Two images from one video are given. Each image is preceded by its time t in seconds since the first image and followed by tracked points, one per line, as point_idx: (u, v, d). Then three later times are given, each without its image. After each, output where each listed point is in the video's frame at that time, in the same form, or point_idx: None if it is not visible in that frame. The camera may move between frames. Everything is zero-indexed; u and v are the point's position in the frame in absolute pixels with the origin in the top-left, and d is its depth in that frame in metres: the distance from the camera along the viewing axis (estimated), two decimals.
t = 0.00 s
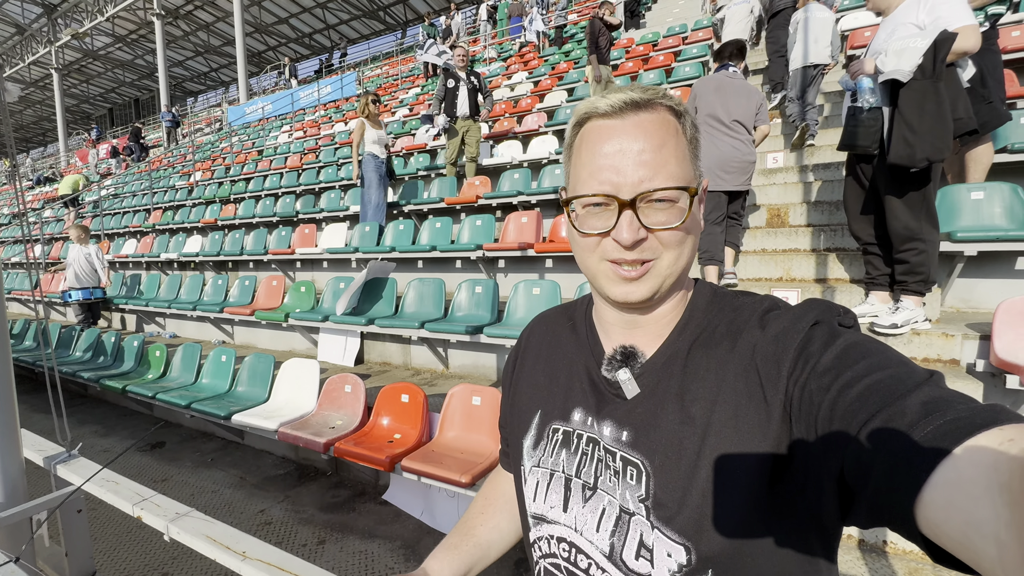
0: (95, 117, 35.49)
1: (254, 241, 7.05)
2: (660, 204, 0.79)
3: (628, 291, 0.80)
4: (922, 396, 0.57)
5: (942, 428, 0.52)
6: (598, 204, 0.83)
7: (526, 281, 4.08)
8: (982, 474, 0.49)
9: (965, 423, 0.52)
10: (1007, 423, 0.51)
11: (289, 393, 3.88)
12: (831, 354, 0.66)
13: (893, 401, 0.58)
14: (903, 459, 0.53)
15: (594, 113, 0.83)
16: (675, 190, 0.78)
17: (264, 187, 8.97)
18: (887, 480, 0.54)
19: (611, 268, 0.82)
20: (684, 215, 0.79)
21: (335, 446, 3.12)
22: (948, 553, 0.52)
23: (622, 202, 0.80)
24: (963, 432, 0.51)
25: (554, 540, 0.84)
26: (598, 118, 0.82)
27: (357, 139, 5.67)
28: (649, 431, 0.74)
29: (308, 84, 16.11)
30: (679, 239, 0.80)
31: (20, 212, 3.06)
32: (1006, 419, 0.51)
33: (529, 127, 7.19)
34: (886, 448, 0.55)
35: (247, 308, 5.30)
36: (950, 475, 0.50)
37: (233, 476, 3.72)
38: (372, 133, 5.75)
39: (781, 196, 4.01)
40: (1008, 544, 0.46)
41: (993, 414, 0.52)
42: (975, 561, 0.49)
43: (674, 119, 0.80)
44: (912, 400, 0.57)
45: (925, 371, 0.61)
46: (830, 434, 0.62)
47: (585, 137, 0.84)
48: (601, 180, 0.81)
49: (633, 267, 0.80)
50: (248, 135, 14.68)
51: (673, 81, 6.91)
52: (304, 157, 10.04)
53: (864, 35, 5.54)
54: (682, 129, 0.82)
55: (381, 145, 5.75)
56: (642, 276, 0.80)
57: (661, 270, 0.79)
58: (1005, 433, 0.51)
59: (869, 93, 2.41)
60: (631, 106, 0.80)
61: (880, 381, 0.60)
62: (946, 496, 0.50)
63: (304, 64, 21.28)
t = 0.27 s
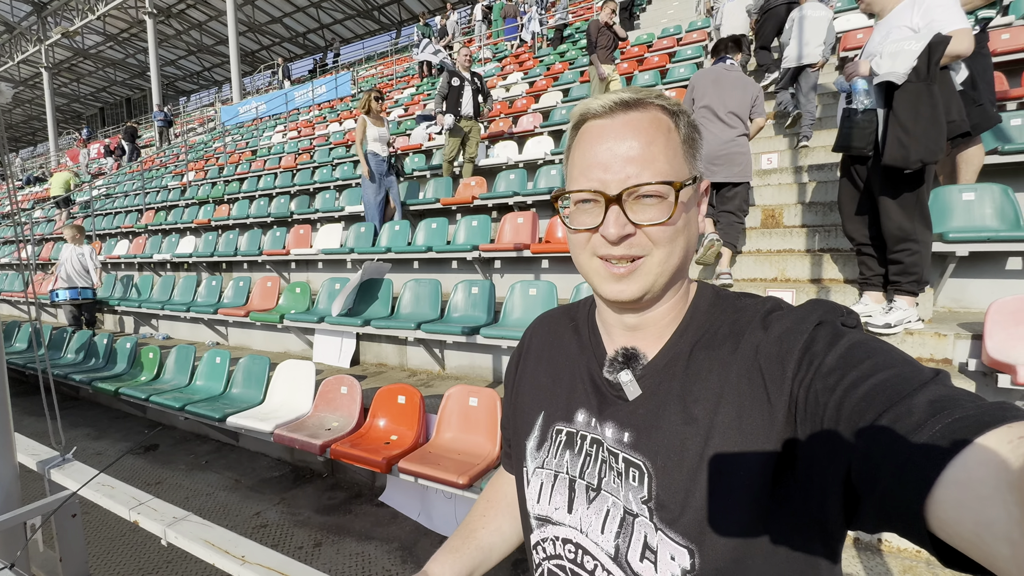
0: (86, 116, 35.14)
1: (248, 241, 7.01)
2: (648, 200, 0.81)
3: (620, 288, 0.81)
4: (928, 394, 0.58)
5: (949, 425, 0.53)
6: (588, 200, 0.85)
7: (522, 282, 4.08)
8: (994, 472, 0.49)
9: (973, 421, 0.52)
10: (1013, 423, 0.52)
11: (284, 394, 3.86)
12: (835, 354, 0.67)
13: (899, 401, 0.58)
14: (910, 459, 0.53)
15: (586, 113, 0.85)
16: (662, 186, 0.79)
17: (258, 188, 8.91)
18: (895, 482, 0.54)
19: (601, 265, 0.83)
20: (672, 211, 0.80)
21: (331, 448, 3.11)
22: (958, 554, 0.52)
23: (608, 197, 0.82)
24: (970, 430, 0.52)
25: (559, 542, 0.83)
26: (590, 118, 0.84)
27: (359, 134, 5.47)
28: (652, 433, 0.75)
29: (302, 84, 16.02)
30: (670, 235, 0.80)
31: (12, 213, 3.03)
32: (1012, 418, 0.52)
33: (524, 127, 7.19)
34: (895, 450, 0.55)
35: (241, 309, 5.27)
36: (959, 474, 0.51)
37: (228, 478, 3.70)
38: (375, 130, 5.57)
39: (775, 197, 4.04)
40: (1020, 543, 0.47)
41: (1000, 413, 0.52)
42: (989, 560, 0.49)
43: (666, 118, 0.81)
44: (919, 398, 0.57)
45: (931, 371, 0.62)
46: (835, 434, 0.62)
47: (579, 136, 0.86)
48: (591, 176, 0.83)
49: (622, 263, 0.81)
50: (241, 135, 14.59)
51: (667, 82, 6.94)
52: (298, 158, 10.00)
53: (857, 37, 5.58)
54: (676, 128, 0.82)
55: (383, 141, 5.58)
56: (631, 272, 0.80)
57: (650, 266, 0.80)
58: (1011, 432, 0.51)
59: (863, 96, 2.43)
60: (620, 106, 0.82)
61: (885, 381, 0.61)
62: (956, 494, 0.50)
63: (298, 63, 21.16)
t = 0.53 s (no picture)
0: (75, 114, 34.70)
1: (242, 241, 6.95)
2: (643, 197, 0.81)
3: (613, 285, 0.83)
4: (948, 385, 0.57)
5: (970, 418, 0.53)
6: (585, 195, 0.86)
7: (519, 281, 4.08)
8: (1015, 470, 0.48)
9: (996, 414, 0.52)
10: None
11: (279, 394, 3.83)
12: (849, 347, 0.67)
13: (917, 394, 0.58)
14: (931, 453, 0.53)
15: (592, 106, 0.86)
16: (656, 184, 0.79)
17: (251, 187, 8.84)
18: (916, 477, 0.54)
19: (594, 261, 0.85)
20: (664, 209, 0.80)
21: (328, 448, 3.09)
22: (982, 550, 0.52)
23: (602, 194, 0.83)
24: (996, 423, 0.52)
25: (573, 536, 0.84)
26: (593, 111, 0.86)
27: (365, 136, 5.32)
28: (661, 428, 0.76)
29: (295, 83, 15.92)
30: (661, 235, 0.80)
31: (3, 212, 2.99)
32: None
33: (520, 127, 7.19)
34: (913, 446, 0.55)
35: (235, 310, 5.23)
36: (985, 469, 0.50)
37: (223, 479, 3.67)
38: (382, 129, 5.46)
39: (769, 197, 4.07)
40: None
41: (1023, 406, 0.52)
42: (1012, 555, 0.49)
43: (670, 111, 0.81)
44: (939, 390, 0.57)
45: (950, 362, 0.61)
46: (849, 428, 0.63)
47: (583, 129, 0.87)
48: (588, 171, 0.84)
49: (614, 259, 0.82)
50: (234, 134, 14.47)
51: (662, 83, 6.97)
52: (292, 157, 9.94)
53: (849, 39, 5.63)
54: (681, 121, 0.82)
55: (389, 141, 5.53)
56: (621, 269, 0.82)
57: (641, 264, 0.80)
58: None
59: (860, 96, 2.43)
60: (624, 99, 0.82)
61: (900, 373, 0.61)
62: (983, 490, 0.50)
63: (291, 62, 21.03)
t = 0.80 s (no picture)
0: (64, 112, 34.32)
1: (235, 241, 6.91)
2: (681, 202, 0.82)
3: (644, 291, 0.82)
4: (958, 400, 0.59)
5: (986, 436, 0.54)
6: (618, 197, 0.85)
7: (515, 281, 4.09)
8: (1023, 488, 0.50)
9: (1008, 432, 0.54)
10: None
11: (275, 395, 3.82)
12: (854, 357, 0.68)
13: (926, 408, 0.59)
14: (942, 467, 0.55)
15: (621, 104, 0.86)
16: (697, 190, 0.81)
17: (245, 186, 8.78)
18: (926, 493, 0.56)
19: (625, 267, 0.85)
20: (703, 216, 0.82)
21: (324, 449, 3.08)
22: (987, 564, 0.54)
23: (642, 197, 0.83)
24: (1010, 441, 0.53)
25: (577, 546, 0.85)
26: (624, 109, 0.85)
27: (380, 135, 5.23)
28: (667, 440, 0.77)
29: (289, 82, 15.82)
30: (697, 240, 0.82)
31: None
32: None
33: (515, 127, 7.18)
34: (921, 460, 0.57)
35: (229, 310, 5.20)
36: (1001, 489, 0.51)
37: (218, 481, 3.65)
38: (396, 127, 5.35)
39: (764, 197, 4.10)
40: None
41: None
42: (1015, 567, 0.52)
43: (700, 118, 0.83)
44: (950, 405, 0.58)
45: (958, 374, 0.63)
46: (856, 439, 0.64)
47: (612, 128, 0.86)
48: (624, 173, 0.84)
49: (648, 265, 0.82)
50: (226, 132, 14.36)
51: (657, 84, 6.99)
52: (285, 156, 9.88)
53: (841, 41, 5.68)
54: (708, 129, 0.84)
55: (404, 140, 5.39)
56: (656, 275, 0.82)
57: (676, 269, 0.81)
58: None
59: (854, 99, 2.43)
60: (658, 99, 0.83)
61: (908, 385, 0.62)
62: (994, 508, 0.51)
63: (285, 61, 20.90)
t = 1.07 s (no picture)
0: (57, 108, 33.97)
1: (229, 239, 6.86)
2: (688, 208, 0.81)
3: (645, 296, 0.81)
4: (959, 406, 0.57)
5: (986, 443, 0.52)
6: (623, 200, 0.84)
7: (511, 280, 4.07)
8: None
9: (1011, 439, 0.52)
10: None
11: (269, 395, 3.79)
12: (854, 362, 0.67)
13: (928, 413, 0.58)
14: (942, 475, 0.54)
15: (628, 102, 0.84)
16: (705, 197, 0.80)
17: (239, 184, 8.72)
18: (928, 498, 0.54)
19: (627, 271, 0.84)
20: (708, 223, 0.81)
21: (318, 449, 3.06)
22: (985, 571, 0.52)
23: (649, 201, 0.81)
24: (1011, 448, 0.51)
25: (562, 555, 0.86)
26: (632, 108, 0.84)
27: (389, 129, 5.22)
28: (662, 444, 0.76)
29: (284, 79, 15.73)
30: (700, 247, 0.82)
31: None
32: None
33: (511, 126, 7.14)
34: (926, 461, 0.55)
35: (223, 309, 5.16)
36: (1003, 497, 0.50)
37: (210, 481, 3.62)
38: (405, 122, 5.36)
39: (759, 197, 4.11)
40: None
41: None
42: None
43: (707, 122, 0.82)
44: (950, 411, 0.57)
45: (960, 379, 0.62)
46: (856, 444, 0.63)
47: (618, 127, 0.84)
48: (631, 175, 0.82)
49: (651, 270, 0.82)
50: (221, 130, 14.27)
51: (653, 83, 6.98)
52: (281, 154, 9.82)
53: (837, 41, 5.69)
54: (714, 133, 0.83)
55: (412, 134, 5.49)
56: (658, 281, 0.81)
57: (678, 276, 0.80)
58: None
59: (847, 99, 2.46)
60: (669, 100, 0.82)
61: (909, 391, 0.61)
62: (997, 516, 0.50)
63: (280, 58, 20.79)
